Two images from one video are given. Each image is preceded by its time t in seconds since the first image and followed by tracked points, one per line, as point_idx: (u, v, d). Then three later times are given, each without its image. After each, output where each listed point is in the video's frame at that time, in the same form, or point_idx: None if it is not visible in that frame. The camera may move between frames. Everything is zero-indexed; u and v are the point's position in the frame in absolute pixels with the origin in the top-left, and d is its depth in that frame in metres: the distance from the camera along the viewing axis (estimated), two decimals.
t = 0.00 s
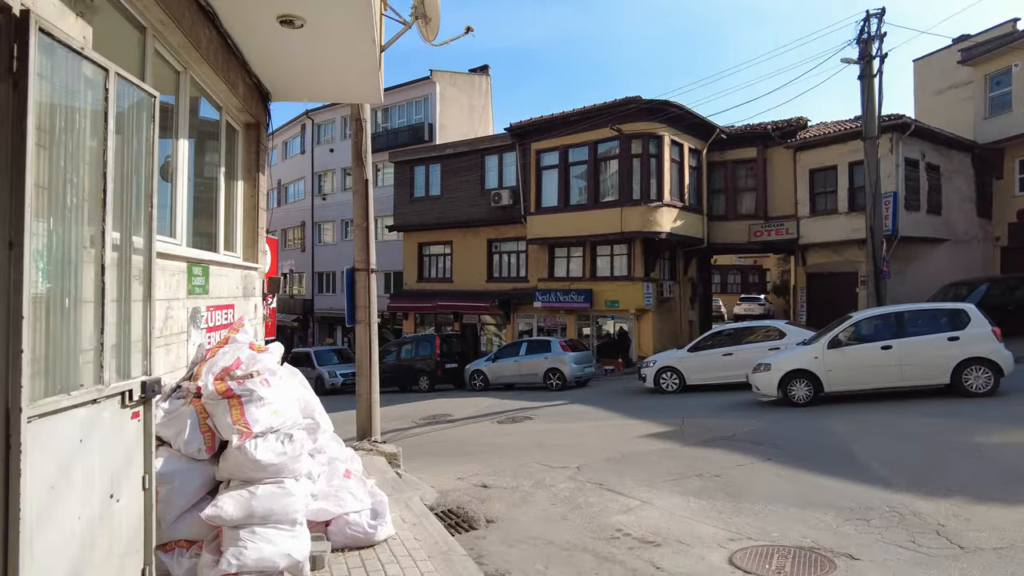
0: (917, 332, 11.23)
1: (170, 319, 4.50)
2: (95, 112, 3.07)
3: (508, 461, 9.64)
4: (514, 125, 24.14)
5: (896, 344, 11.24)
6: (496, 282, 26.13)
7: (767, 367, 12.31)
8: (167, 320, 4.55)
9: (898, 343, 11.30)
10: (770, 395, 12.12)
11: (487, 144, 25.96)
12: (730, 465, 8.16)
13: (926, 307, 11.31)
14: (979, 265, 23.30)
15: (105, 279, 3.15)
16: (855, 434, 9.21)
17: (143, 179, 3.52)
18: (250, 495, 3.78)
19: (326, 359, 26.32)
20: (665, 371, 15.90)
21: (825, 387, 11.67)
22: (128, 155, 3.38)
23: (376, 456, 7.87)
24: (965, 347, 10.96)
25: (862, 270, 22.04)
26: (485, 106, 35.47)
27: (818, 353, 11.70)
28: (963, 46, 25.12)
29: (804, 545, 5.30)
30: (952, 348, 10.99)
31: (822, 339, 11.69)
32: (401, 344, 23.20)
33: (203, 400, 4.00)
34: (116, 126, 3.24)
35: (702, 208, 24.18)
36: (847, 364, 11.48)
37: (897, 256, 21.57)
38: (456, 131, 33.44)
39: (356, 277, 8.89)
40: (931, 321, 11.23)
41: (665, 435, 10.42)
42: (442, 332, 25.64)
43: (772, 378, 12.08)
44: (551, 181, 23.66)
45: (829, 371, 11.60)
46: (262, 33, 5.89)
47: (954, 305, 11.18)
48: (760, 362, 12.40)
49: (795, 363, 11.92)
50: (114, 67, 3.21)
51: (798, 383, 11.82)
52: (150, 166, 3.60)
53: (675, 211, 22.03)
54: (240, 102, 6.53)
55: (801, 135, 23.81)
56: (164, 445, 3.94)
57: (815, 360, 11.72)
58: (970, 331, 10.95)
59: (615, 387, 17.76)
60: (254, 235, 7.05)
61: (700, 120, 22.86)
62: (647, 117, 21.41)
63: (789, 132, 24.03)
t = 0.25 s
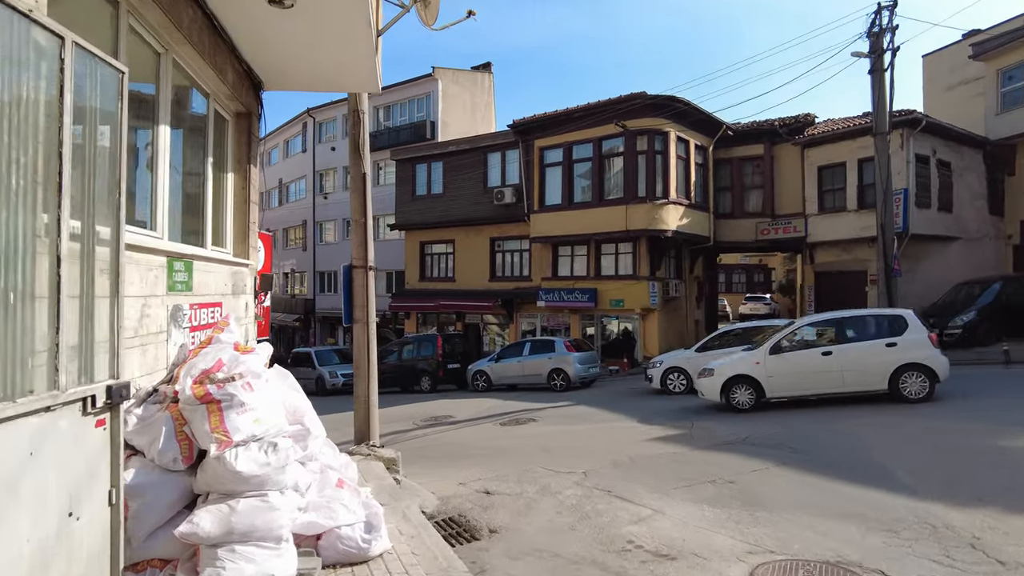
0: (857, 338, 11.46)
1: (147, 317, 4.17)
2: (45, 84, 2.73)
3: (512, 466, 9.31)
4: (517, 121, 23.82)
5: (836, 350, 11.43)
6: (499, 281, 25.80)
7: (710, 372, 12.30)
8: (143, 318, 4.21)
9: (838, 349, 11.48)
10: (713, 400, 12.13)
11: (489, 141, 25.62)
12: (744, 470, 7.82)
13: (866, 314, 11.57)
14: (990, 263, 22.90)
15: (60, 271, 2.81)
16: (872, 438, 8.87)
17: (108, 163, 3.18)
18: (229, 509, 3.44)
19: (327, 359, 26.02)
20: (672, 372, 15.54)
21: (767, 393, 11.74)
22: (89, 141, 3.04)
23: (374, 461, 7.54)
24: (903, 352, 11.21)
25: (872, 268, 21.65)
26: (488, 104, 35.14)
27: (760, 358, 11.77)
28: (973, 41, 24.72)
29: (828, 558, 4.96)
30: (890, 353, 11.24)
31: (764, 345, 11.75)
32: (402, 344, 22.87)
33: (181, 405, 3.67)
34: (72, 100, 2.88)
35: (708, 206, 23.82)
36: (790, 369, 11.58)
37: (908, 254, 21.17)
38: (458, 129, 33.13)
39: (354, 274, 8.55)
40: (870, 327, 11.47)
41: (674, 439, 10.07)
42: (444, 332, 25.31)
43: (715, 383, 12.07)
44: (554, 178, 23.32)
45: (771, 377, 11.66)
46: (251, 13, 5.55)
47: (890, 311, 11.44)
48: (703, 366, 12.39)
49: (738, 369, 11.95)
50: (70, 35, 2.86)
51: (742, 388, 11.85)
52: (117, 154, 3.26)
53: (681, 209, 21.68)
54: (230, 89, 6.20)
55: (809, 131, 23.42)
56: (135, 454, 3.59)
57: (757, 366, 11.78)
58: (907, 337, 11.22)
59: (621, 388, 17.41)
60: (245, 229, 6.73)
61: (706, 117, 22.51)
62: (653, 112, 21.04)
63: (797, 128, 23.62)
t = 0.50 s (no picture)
0: (794, 345, 11.25)
1: (119, 313, 3.81)
2: None
3: (514, 470, 8.95)
4: (519, 118, 23.46)
5: (774, 356, 11.23)
6: (501, 280, 25.44)
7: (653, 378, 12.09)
8: (114, 314, 3.83)
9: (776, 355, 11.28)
10: (656, 406, 11.93)
11: (491, 138, 25.27)
12: (758, 476, 7.48)
13: (804, 321, 11.36)
14: (1000, 261, 22.54)
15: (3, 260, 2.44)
16: (890, 441, 8.53)
17: (63, 139, 2.82)
18: (204, 527, 3.10)
19: (326, 359, 25.68)
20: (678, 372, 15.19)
21: (708, 399, 11.52)
22: (39, 117, 2.67)
23: (370, 466, 7.19)
24: (838, 360, 11.00)
25: (880, 267, 21.28)
26: (489, 101, 34.82)
27: (700, 364, 11.58)
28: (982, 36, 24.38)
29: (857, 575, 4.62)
30: (828, 360, 11.03)
31: (703, 350, 11.54)
32: (402, 343, 22.53)
33: (152, 410, 3.31)
34: (18, 65, 2.52)
35: (713, 203, 23.46)
36: (728, 376, 11.39)
37: (916, 253, 20.80)
38: (459, 127, 32.78)
39: (350, 270, 8.20)
40: (807, 334, 11.27)
41: (683, 442, 9.71)
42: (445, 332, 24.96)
43: (656, 389, 11.86)
44: (557, 175, 22.96)
45: (711, 383, 11.46)
46: None
47: (829, 317, 11.22)
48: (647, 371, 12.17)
49: (678, 375, 11.74)
50: None
51: (681, 394, 11.67)
52: (75, 133, 2.89)
53: (686, 206, 21.32)
54: (218, 73, 5.85)
55: (815, 128, 23.07)
56: (101, 465, 3.23)
57: (696, 372, 11.58)
58: (844, 344, 11.00)
59: (625, 389, 17.06)
60: (233, 221, 6.38)
61: (711, 113, 22.15)
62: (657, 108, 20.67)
63: (803, 125, 23.28)
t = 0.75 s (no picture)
0: (729, 352, 11.34)
1: (78, 311, 3.47)
2: None
3: (515, 477, 8.61)
4: (520, 115, 23.14)
5: (708, 364, 11.31)
6: (501, 280, 25.10)
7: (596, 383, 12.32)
8: (74, 313, 3.49)
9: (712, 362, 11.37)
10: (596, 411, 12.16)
11: (491, 135, 24.93)
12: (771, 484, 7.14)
13: (741, 328, 11.43)
14: (1007, 261, 22.23)
15: None
16: (906, 446, 8.19)
17: None
18: (165, 552, 2.76)
19: (323, 360, 25.35)
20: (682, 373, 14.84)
21: (644, 405, 11.69)
22: None
23: (363, 473, 6.85)
24: (771, 367, 11.03)
25: (886, 266, 20.94)
26: (489, 99, 34.52)
27: (638, 370, 11.77)
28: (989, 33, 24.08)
29: None
30: (760, 368, 11.06)
31: (641, 357, 11.74)
32: (401, 344, 22.19)
33: (110, 419, 2.97)
34: None
35: (716, 202, 23.14)
36: (665, 382, 11.52)
37: (924, 252, 20.46)
38: (458, 125, 32.46)
39: (343, 268, 7.87)
40: (743, 341, 11.34)
41: (689, 447, 9.38)
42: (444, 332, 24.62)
43: (596, 394, 12.10)
44: (558, 173, 22.61)
45: (648, 389, 11.64)
46: None
47: (764, 325, 11.27)
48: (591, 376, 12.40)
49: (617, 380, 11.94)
50: None
51: (622, 400, 11.85)
52: (16, 109, 2.53)
53: (689, 204, 20.98)
54: (200, 57, 5.51)
55: (820, 125, 22.74)
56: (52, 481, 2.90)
57: (635, 378, 11.76)
58: (777, 351, 11.03)
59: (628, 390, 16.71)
60: (217, 216, 6.05)
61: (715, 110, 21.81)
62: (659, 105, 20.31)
63: (807, 123, 22.95)
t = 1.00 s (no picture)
0: (662, 357, 11.29)
1: (19, 303, 3.12)
2: None
3: (513, 482, 8.26)
4: (519, 111, 22.78)
5: (642, 369, 11.27)
6: (500, 278, 24.74)
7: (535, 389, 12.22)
8: (16, 305, 3.14)
9: (646, 368, 11.32)
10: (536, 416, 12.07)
11: (490, 132, 24.55)
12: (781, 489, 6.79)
13: (674, 333, 11.38)
14: (1015, 258, 21.87)
15: None
16: (922, 448, 7.84)
17: None
18: None
19: (320, 360, 25.00)
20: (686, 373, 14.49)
21: (582, 410, 11.61)
22: None
23: (352, 478, 6.50)
24: (703, 372, 10.97)
25: (892, 264, 20.59)
26: (487, 97, 34.16)
27: (575, 376, 11.69)
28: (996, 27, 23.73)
29: None
30: (693, 373, 11.00)
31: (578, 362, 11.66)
32: (399, 343, 21.85)
33: (50, 425, 2.60)
34: None
35: (719, 198, 22.79)
36: (602, 387, 11.45)
37: (930, 249, 20.09)
38: (457, 122, 32.09)
39: (332, 262, 7.53)
40: (676, 346, 11.30)
41: (695, 449, 9.03)
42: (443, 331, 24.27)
43: (536, 400, 11.99)
44: (558, 170, 22.25)
45: (585, 395, 11.56)
46: None
47: (697, 330, 11.21)
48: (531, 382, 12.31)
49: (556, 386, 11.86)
50: None
51: (559, 405, 11.76)
52: None
53: (691, 201, 20.63)
54: (174, 34, 5.13)
55: (824, 121, 22.37)
56: None
57: (572, 383, 11.68)
58: (709, 357, 10.99)
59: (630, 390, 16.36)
60: (195, 206, 5.71)
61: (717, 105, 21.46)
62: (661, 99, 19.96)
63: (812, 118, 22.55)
